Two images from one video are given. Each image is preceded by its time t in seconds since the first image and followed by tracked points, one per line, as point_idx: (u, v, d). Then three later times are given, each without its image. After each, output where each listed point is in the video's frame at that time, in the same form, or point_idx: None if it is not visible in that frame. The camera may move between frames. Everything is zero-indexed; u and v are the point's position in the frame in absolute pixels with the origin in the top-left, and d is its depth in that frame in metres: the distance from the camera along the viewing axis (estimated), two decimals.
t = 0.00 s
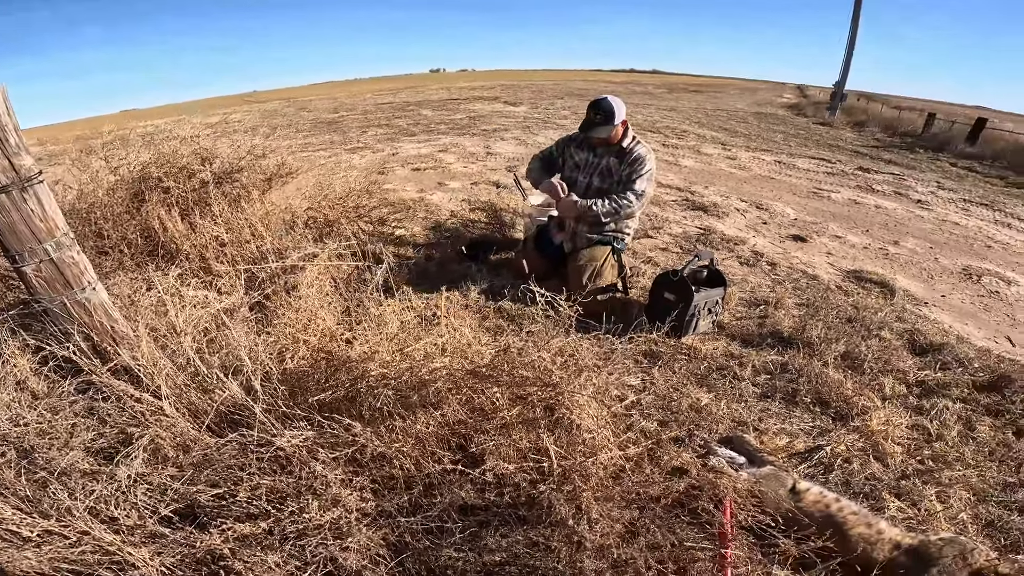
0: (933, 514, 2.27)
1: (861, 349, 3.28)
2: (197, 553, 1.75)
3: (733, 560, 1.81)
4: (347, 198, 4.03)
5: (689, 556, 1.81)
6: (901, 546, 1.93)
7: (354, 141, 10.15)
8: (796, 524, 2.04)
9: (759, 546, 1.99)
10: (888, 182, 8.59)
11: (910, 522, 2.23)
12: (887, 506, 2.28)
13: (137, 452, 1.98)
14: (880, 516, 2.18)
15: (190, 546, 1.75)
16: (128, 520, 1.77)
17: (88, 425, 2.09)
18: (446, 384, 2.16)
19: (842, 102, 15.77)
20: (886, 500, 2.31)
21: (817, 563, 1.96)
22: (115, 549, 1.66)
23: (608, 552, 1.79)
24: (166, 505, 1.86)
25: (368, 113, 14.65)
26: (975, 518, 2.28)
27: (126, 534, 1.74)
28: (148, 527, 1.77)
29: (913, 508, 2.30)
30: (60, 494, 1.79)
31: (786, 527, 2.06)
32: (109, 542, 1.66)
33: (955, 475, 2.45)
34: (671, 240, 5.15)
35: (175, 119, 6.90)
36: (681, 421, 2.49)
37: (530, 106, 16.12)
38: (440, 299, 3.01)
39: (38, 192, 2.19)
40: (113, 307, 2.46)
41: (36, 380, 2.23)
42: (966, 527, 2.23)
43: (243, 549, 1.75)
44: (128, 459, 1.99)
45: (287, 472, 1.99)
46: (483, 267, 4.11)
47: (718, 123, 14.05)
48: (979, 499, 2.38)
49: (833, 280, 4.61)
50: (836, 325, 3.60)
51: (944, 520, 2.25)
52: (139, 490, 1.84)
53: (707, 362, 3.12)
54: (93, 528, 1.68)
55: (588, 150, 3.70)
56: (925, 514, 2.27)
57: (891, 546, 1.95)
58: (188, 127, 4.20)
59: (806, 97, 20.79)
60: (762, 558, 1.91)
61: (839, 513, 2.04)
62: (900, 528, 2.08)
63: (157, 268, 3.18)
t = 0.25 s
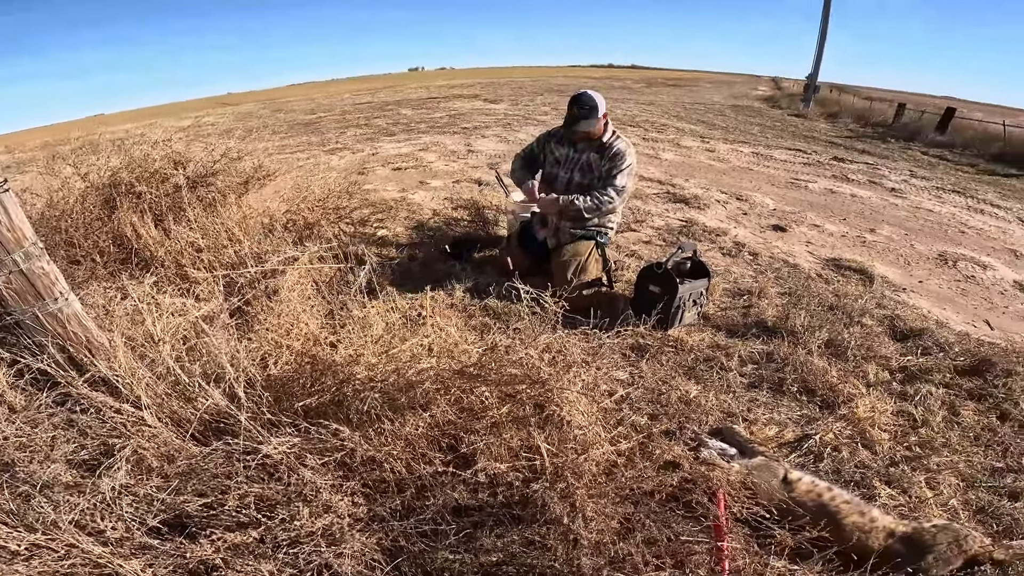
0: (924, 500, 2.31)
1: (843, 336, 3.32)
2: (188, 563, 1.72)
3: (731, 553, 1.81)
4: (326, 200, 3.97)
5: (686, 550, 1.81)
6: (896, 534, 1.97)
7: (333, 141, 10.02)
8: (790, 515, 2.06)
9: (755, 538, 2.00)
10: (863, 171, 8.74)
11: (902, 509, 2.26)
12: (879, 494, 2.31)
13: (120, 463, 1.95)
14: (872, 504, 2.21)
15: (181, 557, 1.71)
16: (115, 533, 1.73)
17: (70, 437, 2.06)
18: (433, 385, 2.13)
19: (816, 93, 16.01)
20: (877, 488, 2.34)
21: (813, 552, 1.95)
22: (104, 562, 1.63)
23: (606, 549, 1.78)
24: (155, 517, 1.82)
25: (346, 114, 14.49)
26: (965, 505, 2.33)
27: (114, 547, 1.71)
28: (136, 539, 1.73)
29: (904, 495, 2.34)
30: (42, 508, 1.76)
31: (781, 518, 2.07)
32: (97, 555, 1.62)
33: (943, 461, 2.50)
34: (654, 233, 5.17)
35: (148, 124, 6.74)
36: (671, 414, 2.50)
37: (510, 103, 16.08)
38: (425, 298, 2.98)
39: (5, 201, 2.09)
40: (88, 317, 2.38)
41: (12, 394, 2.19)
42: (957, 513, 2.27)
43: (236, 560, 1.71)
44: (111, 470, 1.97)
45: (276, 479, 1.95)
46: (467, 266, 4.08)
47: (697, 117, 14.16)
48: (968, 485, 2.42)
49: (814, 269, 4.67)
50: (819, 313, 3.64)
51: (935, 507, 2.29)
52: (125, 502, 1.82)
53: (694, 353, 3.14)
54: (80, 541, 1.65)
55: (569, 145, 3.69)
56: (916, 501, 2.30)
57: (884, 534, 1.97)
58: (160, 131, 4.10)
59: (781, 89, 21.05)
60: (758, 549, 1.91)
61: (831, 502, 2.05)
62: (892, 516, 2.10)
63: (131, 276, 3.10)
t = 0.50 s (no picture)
0: (912, 487, 2.34)
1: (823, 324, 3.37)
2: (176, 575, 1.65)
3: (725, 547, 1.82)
4: (303, 203, 3.92)
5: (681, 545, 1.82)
6: (888, 522, 1.97)
7: (308, 144, 9.88)
8: (783, 505, 2.06)
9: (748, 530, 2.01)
10: (835, 161, 8.90)
11: (890, 495, 2.29)
12: (867, 482, 2.34)
13: (100, 476, 1.91)
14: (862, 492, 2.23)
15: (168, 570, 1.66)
16: (100, 546, 1.69)
17: (45, 452, 2.00)
18: (419, 387, 2.10)
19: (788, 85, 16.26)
20: (866, 476, 2.37)
21: (806, 542, 1.97)
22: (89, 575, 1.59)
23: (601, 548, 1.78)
24: (140, 528, 1.77)
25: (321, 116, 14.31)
26: (953, 490, 2.37)
27: (100, 561, 1.65)
28: (122, 552, 1.69)
29: (892, 482, 2.36)
30: (19, 525, 1.70)
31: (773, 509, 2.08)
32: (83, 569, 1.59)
33: (928, 447, 2.53)
34: (635, 226, 5.18)
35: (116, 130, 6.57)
36: (659, 408, 2.50)
37: (488, 101, 16.04)
38: (407, 300, 2.95)
39: None
40: (59, 331, 2.29)
41: None
42: (947, 499, 2.30)
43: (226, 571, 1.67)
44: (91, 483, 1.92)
45: (262, 488, 1.91)
46: (449, 265, 4.05)
47: (672, 111, 14.28)
48: (954, 471, 2.47)
49: (792, 258, 4.74)
50: (798, 302, 3.69)
51: (924, 493, 2.32)
52: (108, 515, 1.77)
53: (678, 346, 3.15)
54: (67, 555, 1.60)
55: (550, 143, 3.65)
56: (904, 488, 2.33)
57: (876, 522, 1.97)
58: (127, 138, 3.99)
59: (753, 82, 21.35)
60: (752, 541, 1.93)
61: (821, 491, 2.07)
62: (881, 503, 2.11)
63: (102, 287, 3.01)
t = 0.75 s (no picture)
0: (892, 469, 2.37)
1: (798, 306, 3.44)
2: None
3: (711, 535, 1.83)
4: (274, 205, 3.87)
5: (670, 535, 1.83)
6: (872, 504, 2.01)
7: (279, 145, 9.70)
8: (766, 490, 2.08)
9: (734, 516, 2.03)
10: (804, 148, 9.06)
11: (870, 475, 2.32)
12: (849, 464, 2.36)
13: (78, 485, 1.86)
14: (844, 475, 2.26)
15: None
16: (82, 556, 1.65)
17: (17, 466, 1.94)
18: (399, 385, 2.08)
19: (756, 75, 16.50)
20: (846, 458, 2.39)
21: (793, 527, 1.99)
22: None
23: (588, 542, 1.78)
24: (122, 538, 1.75)
25: (292, 117, 14.08)
26: (933, 470, 2.41)
27: (83, 572, 1.62)
28: (104, 562, 1.66)
29: (873, 464, 2.40)
30: None
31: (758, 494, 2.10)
32: None
33: (905, 428, 2.60)
34: (611, 217, 5.20)
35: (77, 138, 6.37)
36: (640, 396, 2.52)
37: (461, 98, 15.94)
38: (385, 298, 2.91)
39: None
40: (27, 343, 2.20)
41: None
42: (928, 480, 2.35)
43: None
44: (67, 494, 1.87)
45: (243, 494, 1.87)
46: (427, 263, 4.01)
47: (645, 103, 14.39)
48: (933, 451, 2.52)
49: (766, 243, 4.81)
50: (773, 286, 3.75)
51: (905, 474, 2.37)
52: (87, 525, 1.74)
53: (658, 334, 3.17)
54: (51, 567, 1.57)
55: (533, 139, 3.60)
56: (885, 469, 2.37)
57: (859, 503, 2.01)
58: (87, 144, 3.86)
59: (723, 73, 21.62)
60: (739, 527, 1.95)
61: (805, 476, 2.09)
62: (865, 485, 2.16)
63: (68, 298, 2.91)
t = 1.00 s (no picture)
0: (881, 459, 2.37)
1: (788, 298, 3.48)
2: None
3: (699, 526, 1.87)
4: (268, 207, 3.89)
5: (657, 526, 1.86)
6: (859, 495, 2.03)
7: (274, 148, 9.73)
8: (753, 480, 2.11)
9: (721, 506, 2.06)
10: (797, 141, 9.10)
11: (858, 465, 2.35)
12: (837, 454, 2.38)
13: (76, 484, 1.88)
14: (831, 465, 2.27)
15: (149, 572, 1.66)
16: (82, 552, 1.69)
17: (19, 465, 1.97)
18: (391, 381, 2.12)
19: (750, 69, 16.55)
20: (835, 448, 2.42)
21: (779, 516, 2.03)
22: None
23: (581, 531, 1.84)
24: (121, 533, 1.78)
25: (287, 119, 14.10)
26: (924, 461, 2.41)
27: (84, 567, 1.67)
28: (103, 557, 1.69)
29: (861, 454, 2.41)
30: None
31: (744, 484, 2.12)
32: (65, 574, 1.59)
33: (895, 417, 2.61)
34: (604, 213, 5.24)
35: (72, 144, 6.41)
36: (631, 389, 2.55)
37: (455, 97, 15.96)
38: (378, 297, 2.95)
39: None
40: (26, 347, 2.25)
41: None
42: (917, 470, 2.35)
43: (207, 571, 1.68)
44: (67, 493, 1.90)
45: (238, 489, 1.92)
46: (420, 262, 4.06)
47: (639, 99, 14.43)
48: (924, 441, 2.52)
49: (758, 236, 4.85)
50: (763, 279, 3.79)
51: (894, 464, 2.36)
52: (86, 521, 1.77)
53: (649, 327, 3.20)
54: (52, 563, 1.59)
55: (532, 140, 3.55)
56: (874, 459, 2.37)
57: (846, 492, 2.04)
58: (82, 149, 3.89)
59: (717, 67, 21.65)
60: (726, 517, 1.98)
61: (793, 466, 2.12)
62: (853, 476, 2.18)
63: (65, 302, 2.94)
